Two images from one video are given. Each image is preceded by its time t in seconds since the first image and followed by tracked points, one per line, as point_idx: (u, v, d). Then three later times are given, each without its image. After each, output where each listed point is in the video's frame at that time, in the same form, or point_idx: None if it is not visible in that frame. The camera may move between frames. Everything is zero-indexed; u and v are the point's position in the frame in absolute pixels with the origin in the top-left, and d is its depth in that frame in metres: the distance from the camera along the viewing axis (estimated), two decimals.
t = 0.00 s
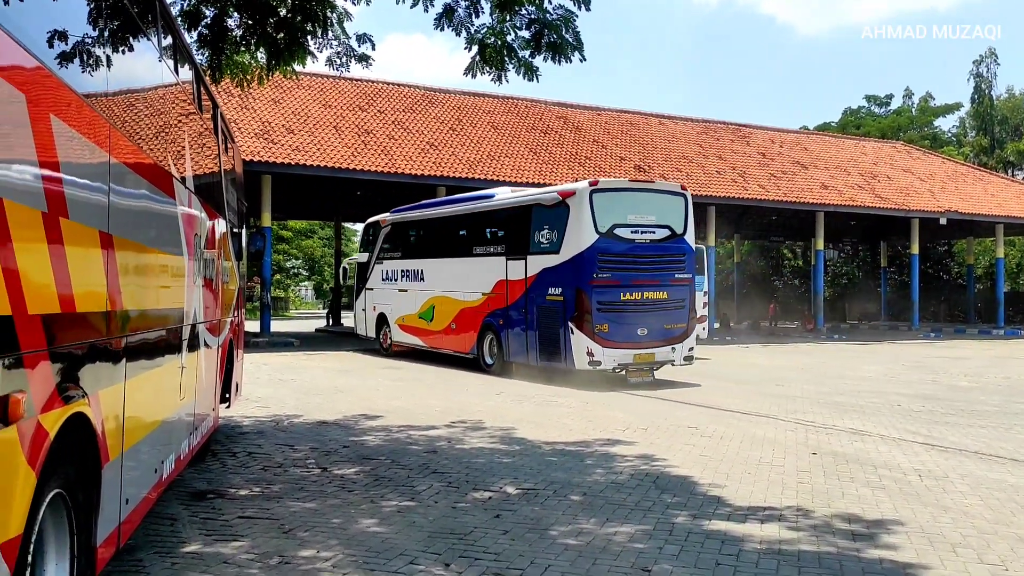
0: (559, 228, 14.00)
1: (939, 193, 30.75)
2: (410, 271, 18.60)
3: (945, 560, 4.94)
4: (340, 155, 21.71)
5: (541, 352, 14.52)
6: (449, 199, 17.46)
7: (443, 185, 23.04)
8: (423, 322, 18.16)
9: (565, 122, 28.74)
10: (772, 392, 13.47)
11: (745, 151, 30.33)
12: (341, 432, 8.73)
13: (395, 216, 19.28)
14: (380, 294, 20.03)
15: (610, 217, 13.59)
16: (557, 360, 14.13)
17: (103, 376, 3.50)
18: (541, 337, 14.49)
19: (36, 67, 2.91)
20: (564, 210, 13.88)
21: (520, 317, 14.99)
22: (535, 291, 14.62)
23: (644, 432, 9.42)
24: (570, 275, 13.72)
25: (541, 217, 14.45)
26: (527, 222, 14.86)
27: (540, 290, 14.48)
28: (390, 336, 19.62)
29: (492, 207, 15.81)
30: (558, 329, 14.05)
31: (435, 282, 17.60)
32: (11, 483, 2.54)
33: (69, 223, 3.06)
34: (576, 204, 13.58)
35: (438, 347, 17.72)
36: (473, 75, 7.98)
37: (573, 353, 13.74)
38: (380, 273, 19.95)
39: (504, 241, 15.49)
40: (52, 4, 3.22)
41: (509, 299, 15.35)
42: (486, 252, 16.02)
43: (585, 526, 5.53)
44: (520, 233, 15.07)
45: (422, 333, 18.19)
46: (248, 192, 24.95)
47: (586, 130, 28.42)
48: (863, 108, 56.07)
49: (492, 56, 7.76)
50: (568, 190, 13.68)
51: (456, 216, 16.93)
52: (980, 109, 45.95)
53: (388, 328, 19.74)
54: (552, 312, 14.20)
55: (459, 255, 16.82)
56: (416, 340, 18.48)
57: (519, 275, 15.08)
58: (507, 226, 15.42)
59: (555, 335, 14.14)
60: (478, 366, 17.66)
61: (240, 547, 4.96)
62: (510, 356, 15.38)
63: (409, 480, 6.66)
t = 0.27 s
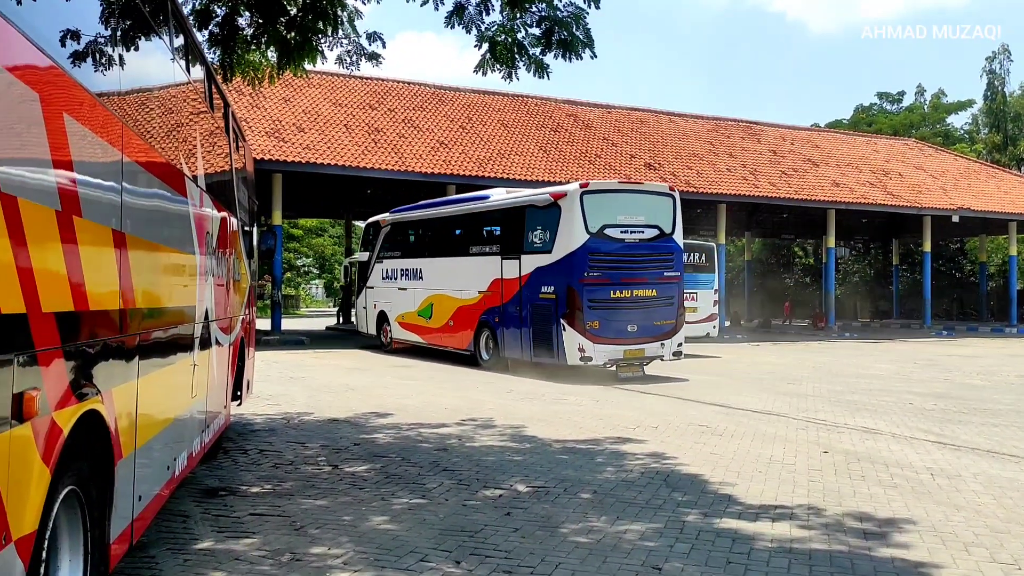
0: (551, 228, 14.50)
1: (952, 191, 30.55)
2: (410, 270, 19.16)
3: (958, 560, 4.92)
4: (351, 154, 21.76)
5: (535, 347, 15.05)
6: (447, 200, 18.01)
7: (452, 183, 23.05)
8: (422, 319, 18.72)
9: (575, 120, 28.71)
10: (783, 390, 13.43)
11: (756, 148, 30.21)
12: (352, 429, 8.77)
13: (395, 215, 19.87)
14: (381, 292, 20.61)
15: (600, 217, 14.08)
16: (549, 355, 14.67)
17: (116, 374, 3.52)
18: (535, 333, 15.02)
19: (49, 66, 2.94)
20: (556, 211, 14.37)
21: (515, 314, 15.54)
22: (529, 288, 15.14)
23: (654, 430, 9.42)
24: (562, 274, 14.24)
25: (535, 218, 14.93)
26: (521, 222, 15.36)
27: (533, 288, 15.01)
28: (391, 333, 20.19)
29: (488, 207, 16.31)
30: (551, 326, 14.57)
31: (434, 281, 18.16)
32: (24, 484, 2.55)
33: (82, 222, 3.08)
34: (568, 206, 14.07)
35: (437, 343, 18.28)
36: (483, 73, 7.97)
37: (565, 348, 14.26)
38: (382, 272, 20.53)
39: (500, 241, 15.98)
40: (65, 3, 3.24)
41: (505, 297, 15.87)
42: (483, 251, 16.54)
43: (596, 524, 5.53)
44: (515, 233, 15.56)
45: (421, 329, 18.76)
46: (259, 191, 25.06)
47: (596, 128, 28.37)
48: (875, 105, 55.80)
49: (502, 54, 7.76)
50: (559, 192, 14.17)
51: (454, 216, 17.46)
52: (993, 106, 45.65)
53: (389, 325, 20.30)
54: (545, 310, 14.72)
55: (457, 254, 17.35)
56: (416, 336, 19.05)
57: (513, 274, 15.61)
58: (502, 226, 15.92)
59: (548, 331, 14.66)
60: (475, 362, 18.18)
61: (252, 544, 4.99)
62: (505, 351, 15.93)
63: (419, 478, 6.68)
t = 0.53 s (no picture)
0: (540, 230, 14.95)
1: (959, 190, 30.43)
2: (405, 269, 19.57)
3: (965, 560, 4.90)
4: (356, 153, 21.79)
5: (524, 345, 15.47)
6: (441, 201, 18.46)
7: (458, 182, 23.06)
8: (415, 317, 19.13)
9: (580, 118, 28.69)
10: (789, 389, 13.40)
11: (762, 147, 30.13)
12: (358, 428, 8.78)
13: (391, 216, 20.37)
14: (377, 291, 21.02)
15: (587, 219, 14.53)
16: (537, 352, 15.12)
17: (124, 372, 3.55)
18: (524, 332, 15.44)
19: (56, 66, 2.94)
20: (545, 213, 14.83)
21: (505, 313, 15.95)
22: (519, 288, 15.55)
23: (659, 429, 9.41)
24: (550, 274, 14.71)
25: (525, 219, 15.36)
26: (512, 223, 15.77)
27: (522, 288, 15.42)
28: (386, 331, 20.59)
29: (481, 209, 16.72)
30: (539, 325, 15.02)
31: (427, 280, 18.56)
32: (32, 482, 2.57)
33: (89, 221, 3.09)
34: (556, 208, 14.53)
35: (429, 340, 18.67)
36: (489, 71, 7.96)
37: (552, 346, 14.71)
38: (379, 271, 20.96)
39: (491, 242, 16.38)
40: (73, 5, 3.27)
41: (495, 296, 16.28)
42: (475, 251, 16.95)
43: (601, 523, 5.52)
44: (506, 234, 15.97)
45: (414, 327, 19.18)
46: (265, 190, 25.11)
47: (601, 127, 28.34)
48: (882, 104, 55.64)
49: (508, 52, 7.73)
50: (548, 195, 14.61)
51: (447, 217, 17.88)
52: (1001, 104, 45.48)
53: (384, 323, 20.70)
54: (534, 309, 15.17)
55: (450, 254, 17.74)
56: (409, 334, 19.45)
57: (503, 274, 16.01)
58: (495, 227, 16.33)
59: (536, 329, 15.11)
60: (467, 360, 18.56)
61: (258, 543, 5.00)
62: (495, 349, 16.34)
63: (424, 477, 6.69)
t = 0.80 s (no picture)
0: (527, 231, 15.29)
1: (960, 189, 30.41)
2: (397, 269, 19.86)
3: (966, 560, 4.89)
4: (357, 153, 21.79)
5: (509, 343, 15.77)
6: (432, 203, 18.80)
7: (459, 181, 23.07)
8: (406, 315, 19.40)
9: (581, 118, 28.70)
10: (790, 389, 13.40)
11: (763, 147, 30.11)
12: (359, 428, 8.78)
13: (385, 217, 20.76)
14: (370, 291, 21.33)
15: (572, 222, 14.90)
16: (521, 349, 15.47)
17: (126, 373, 3.56)
18: (510, 330, 15.75)
19: (56, 66, 2.94)
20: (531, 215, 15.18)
21: (493, 311, 16.24)
22: (506, 287, 15.85)
23: (660, 429, 9.41)
24: (535, 274, 15.06)
25: (513, 221, 15.68)
26: (501, 224, 16.07)
27: (510, 287, 15.73)
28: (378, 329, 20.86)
29: (470, 210, 17.02)
30: (524, 323, 15.35)
31: (418, 280, 18.83)
32: (33, 482, 2.57)
33: (89, 221, 3.08)
34: (542, 211, 14.88)
35: (419, 338, 18.93)
36: (491, 70, 7.96)
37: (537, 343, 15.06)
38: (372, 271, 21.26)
39: (480, 242, 16.67)
40: (75, 5, 3.27)
41: (483, 296, 16.57)
42: (464, 252, 17.24)
43: (603, 524, 5.53)
44: (495, 235, 16.26)
45: (405, 325, 19.46)
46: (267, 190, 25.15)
47: (602, 127, 28.33)
48: (883, 104, 55.62)
49: (509, 51, 7.72)
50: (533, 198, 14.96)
51: (438, 218, 18.19)
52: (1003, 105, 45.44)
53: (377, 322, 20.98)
54: (519, 308, 15.48)
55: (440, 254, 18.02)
56: (400, 332, 19.72)
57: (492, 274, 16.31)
58: (484, 228, 16.63)
59: (522, 328, 15.43)
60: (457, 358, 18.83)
61: (259, 542, 5.00)
62: (483, 346, 16.62)
63: (425, 477, 6.69)
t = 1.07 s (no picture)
0: (511, 233, 15.63)
1: (960, 190, 30.41)
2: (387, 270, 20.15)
3: (964, 560, 4.90)
4: (357, 153, 21.80)
5: (495, 341, 16.07)
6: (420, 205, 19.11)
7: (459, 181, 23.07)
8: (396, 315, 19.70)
9: (582, 118, 28.70)
10: (790, 389, 13.40)
11: (763, 147, 30.11)
12: (359, 428, 8.78)
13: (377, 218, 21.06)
14: (363, 291, 21.58)
15: (555, 223, 15.22)
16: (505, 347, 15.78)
17: (125, 372, 3.56)
18: (495, 328, 16.05)
19: (57, 66, 2.94)
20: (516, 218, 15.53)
21: (479, 311, 16.54)
22: (491, 287, 16.15)
23: (659, 429, 9.41)
24: (519, 275, 15.36)
25: (499, 223, 16.01)
26: (487, 226, 16.39)
27: (494, 287, 16.04)
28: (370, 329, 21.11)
29: (459, 212, 17.34)
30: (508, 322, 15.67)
31: (408, 280, 19.12)
32: (33, 482, 2.57)
33: (89, 221, 3.08)
34: (526, 213, 15.21)
35: (409, 337, 19.22)
36: (492, 70, 7.96)
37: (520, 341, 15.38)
38: (365, 271, 21.52)
39: (468, 244, 16.98)
40: (75, 5, 3.28)
41: (470, 295, 16.85)
42: (452, 253, 17.54)
43: (602, 524, 5.52)
44: (481, 236, 16.58)
45: (395, 324, 19.75)
46: (267, 190, 25.15)
47: (603, 127, 28.33)
48: (884, 104, 55.64)
49: (510, 51, 7.72)
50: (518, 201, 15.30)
51: (427, 220, 18.50)
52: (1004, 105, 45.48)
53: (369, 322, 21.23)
54: (503, 306, 15.79)
55: (429, 255, 18.32)
56: (391, 331, 20.01)
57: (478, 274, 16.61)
58: (471, 230, 16.95)
59: (506, 326, 15.74)
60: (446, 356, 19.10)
61: (259, 542, 5.00)
62: (470, 345, 16.92)
63: (425, 477, 6.69)
